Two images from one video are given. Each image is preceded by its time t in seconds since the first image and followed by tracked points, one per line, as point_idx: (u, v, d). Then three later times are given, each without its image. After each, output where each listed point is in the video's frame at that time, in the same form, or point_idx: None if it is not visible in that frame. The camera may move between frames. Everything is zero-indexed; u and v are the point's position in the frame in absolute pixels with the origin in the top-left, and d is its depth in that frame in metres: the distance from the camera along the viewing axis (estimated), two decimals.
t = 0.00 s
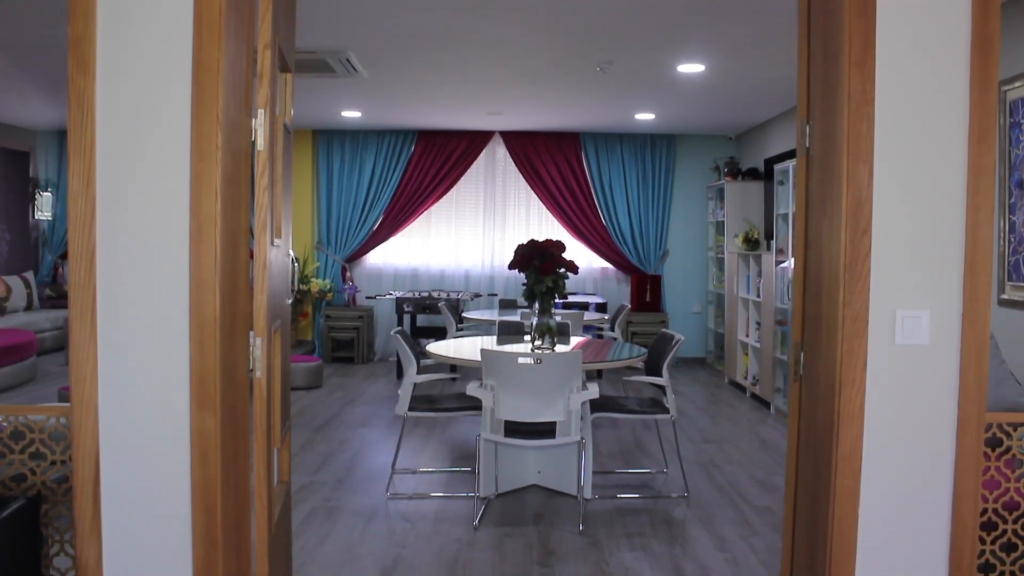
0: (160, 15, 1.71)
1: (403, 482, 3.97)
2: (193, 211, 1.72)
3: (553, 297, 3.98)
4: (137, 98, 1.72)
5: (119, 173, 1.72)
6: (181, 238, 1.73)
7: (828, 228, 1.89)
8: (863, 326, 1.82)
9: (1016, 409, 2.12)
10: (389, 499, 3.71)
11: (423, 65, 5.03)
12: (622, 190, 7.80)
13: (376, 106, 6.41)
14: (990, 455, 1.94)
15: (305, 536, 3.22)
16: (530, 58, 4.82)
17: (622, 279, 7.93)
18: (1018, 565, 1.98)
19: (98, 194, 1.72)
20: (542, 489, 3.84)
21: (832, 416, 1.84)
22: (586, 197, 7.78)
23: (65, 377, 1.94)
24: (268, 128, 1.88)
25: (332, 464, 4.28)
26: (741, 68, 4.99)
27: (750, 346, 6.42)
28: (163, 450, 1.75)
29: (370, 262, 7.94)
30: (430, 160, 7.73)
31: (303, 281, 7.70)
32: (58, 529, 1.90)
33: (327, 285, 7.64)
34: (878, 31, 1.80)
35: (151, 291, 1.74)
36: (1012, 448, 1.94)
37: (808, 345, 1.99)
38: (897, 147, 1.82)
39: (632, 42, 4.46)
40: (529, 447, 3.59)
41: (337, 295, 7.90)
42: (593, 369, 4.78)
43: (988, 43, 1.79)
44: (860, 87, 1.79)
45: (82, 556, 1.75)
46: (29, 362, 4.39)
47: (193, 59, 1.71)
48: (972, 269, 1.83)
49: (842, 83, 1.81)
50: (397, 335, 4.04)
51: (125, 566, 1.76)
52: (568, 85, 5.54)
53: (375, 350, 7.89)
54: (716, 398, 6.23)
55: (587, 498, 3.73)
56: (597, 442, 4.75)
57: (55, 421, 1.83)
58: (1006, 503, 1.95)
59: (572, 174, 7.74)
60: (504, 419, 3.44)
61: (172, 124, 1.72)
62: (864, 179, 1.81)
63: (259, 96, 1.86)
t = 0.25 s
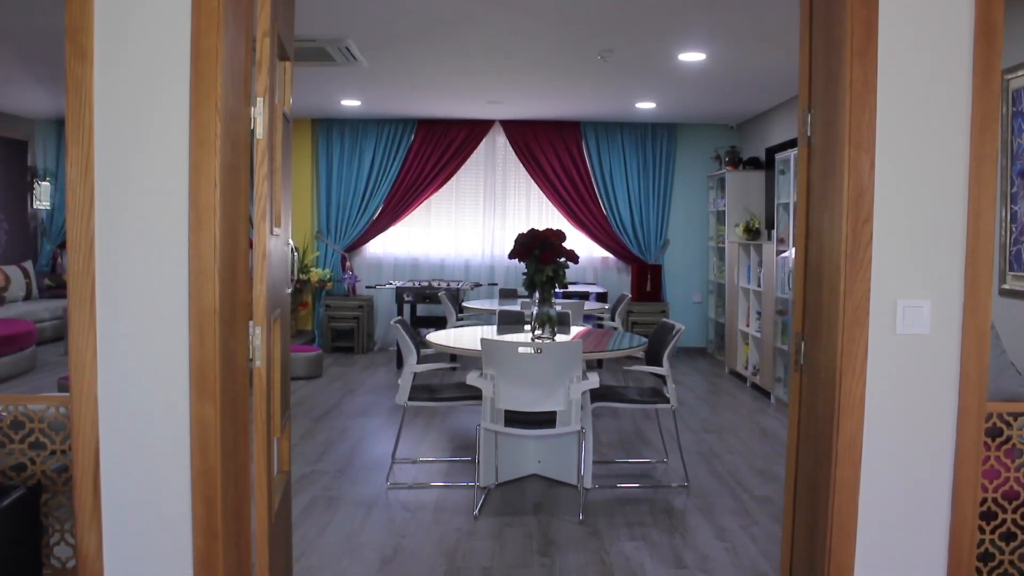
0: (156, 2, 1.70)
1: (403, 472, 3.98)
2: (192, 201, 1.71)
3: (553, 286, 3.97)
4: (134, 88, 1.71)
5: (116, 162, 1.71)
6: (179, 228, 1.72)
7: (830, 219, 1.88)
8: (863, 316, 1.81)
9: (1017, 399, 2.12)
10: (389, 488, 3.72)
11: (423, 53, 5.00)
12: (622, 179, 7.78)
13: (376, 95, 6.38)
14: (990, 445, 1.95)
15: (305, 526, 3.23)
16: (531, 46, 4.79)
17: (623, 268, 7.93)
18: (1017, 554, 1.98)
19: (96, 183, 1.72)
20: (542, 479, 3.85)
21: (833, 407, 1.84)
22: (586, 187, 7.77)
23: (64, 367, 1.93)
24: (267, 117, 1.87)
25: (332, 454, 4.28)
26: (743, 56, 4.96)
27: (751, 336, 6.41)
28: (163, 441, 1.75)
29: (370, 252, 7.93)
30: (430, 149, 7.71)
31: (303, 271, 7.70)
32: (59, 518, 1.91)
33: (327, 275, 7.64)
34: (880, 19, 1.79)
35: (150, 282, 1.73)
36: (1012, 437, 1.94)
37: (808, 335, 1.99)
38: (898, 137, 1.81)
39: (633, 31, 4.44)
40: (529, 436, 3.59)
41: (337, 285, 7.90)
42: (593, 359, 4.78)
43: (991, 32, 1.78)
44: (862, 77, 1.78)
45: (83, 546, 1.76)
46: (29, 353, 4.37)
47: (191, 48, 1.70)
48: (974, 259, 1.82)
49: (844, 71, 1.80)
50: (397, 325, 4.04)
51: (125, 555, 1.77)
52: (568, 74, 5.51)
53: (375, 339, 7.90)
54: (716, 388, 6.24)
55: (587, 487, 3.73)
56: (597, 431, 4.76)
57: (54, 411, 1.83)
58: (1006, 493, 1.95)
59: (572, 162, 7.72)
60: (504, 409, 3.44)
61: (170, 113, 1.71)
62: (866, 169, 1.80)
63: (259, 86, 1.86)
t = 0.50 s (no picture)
0: None
1: (403, 462, 3.99)
2: (192, 191, 1.71)
3: (553, 277, 3.97)
4: (134, 78, 1.70)
5: (115, 152, 1.71)
6: (179, 218, 1.72)
7: (830, 209, 1.88)
8: (864, 306, 1.81)
9: (1016, 389, 2.12)
10: (389, 478, 3.73)
11: (423, 43, 4.98)
12: (623, 169, 7.77)
13: (376, 85, 6.37)
14: (990, 435, 1.95)
15: (306, 516, 3.24)
16: (531, 36, 4.78)
17: (623, 259, 7.92)
18: (1016, 543, 1.99)
19: (95, 173, 1.71)
20: (542, 469, 3.86)
21: (832, 398, 1.84)
22: (586, 177, 7.75)
23: (65, 358, 1.94)
24: (266, 107, 1.87)
25: (332, 443, 4.30)
26: (744, 46, 4.95)
27: (751, 326, 6.42)
28: (163, 431, 1.75)
29: (370, 242, 7.93)
30: (430, 140, 7.70)
31: (303, 262, 7.69)
32: (60, 509, 1.92)
33: (327, 265, 7.64)
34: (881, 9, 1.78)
35: (150, 272, 1.73)
36: (1011, 428, 1.94)
37: (808, 325, 1.99)
38: (899, 127, 1.81)
39: (634, 21, 4.43)
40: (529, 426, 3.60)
41: (337, 275, 7.90)
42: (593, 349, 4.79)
43: (992, 21, 1.78)
44: (863, 66, 1.78)
45: (83, 537, 1.76)
46: (29, 343, 4.36)
47: (190, 37, 1.69)
48: (974, 250, 1.82)
49: (845, 61, 1.79)
50: (397, 315, 4.04)
51: (126, 545, 1.77)
52: (569, 64, 5.50)
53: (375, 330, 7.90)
54: (716, 378, 6.24)
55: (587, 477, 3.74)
56: (597, 421, 4.77)
57: (55, 401, 1.83)
58: (1005, 483, 1.96)
59: (572, 153, 7.70)
60: (504, 399, 3.44)
61: (170, 103, 1.70)
62: (866, 159, 1.80)
63: (258, 75, 1.86)
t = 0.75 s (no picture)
0: None
1: (403, 453, 4.00)
2: (192, 182, 1.70)
3: (553, 268, 3.96)
4: (133, 68, 1.69)
5: (115, 142, 1.71)
6: (179, 210, 1.72)
7: (831, 201, 1.87)
8: (864, 298, 1.81)
9: (1017, 381, 2.12)
10: (389, 469, 3.74)
11: (423, 34, 4.96)
12: (623, 160, 7.76)
13: (376, 76, 6.35)
14: (989, 427, 1.96)
15: (306, 506, 3.25)
16: (532, 27, 4.76)
17: (623, 250, 7.92)
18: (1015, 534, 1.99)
19: (95, 164, 1.71)
20: (542, 460, 3.86)
21: (832, 389, 1.84)
22: (586, 168, 7.74)
23: (65, 349, 1.94)
24: (266, 97, 1.87)
25: (332, 435, 4.30)
26: (745, 37, 4.93)
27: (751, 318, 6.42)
28: (164, 422, 1.75)
29: (370, 233, 7.92)
30: (430, 131, 7.68)
31: (303, 253, 7.69)
32: (61, 499, 1.93)
33: (327, 257, 7.64)
34: None
35: (150, 263, 1.73)
36: (1011, 419, 1.95)
37: (809, 317, 1.99)
38: (900, 118, 1.80)
39: (634, 11, 4.41)
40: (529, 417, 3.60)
41: (337, 266, 7.90)
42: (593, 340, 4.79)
43: (994, 11, 1.77)
44: (864, 57, 1.77)
45: (84, 527, 1.77)
46: (29, 335, 4.35)
47: (189, 27, 1.69)
48: (974, 241, 1.82)
49: (847, 51, 1.79)
50: (397, 306, 4.04)
51: (127, 536, 1.77)
52: (569, 55, 5.48)
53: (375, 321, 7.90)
54: (716, 370, 6.25)
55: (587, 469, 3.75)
56: (597, 412, 4.78)
57: (55, 392, 1.83)
58: (1005, 474, 1.96)
59: (572, 143, 7.69)
60: (505, 390, 3.45)
61: (169, 94, 1.70)
62: (867, 150, 1.79)
63: (258, 66, 1.85)
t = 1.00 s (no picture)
0: None
1: (403, 444, 4.00)
2: (191, 172, 1.70)
3: (553, 259, 3.96)
4: (132, 59, 1.69)
5: (114, 134, 1.70)
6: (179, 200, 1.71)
7: (831, 192, 1.87)
8: (864, 289, 1.81)
9: (1017, 372, 2.12)
10: (389, 461, 3.74)
11: (423, 25, 4.95)
12: (623, 151, 7.74)
13: (376, 67, 6.33)
14: (990, 419, 1.96)
15: (307, 498, 3.26)
16: (532, 18, 4.75)
17: (623, 242, 7.91)
18: (1014, 525, 1.99)
19: (94, 156, 1.71)
20: (542, 452, 3.87)
21: (832, 380, 1.84)
22: (586, 159, 7.73)
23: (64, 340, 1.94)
24: (266, 88, 1.86)
25: (333, 426, 4.31)
26: (746, 28, 4.91)
27: (751, 309, 6.42)
28: (164, 413, 1.76)
29: (370, 225, 7.91)
30: (430, 122, 7.67)
31: (303, 245, 7.69)
32: (62, 491, 1.93)
33: (327, 248, 7.63)
34: None
35: (149, 254, 1.73)
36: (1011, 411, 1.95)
37: (809, 308, 1.99)
38: (901, 109, 1.79)
39: (635, 2, 4.40)
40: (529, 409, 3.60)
41: (337, 258, 7.90)
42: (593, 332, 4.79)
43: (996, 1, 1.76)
44: (865, 47, 1.76)
45: (85, 518, 1.77)
46: (30, 327, 4.35)
47: (188, 18, 1.68)
48: (975, 233, 1.81)
49: (848, 42, 1.78)
50: (397, 297, 4.04)
51: (127, 527, 1.78)
52: (570, 46, 5.46)
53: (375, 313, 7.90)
54: (716, 362, 6.25)
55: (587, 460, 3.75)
56: (597, 404, 4.78)
57: (55, 384, 1.84)
58: (1004, 466, 1.96)
59: (572, 135, 7.67)
60: (505, 381, 3.45)
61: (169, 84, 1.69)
62: (868, 141, 1.79)
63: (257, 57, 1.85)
